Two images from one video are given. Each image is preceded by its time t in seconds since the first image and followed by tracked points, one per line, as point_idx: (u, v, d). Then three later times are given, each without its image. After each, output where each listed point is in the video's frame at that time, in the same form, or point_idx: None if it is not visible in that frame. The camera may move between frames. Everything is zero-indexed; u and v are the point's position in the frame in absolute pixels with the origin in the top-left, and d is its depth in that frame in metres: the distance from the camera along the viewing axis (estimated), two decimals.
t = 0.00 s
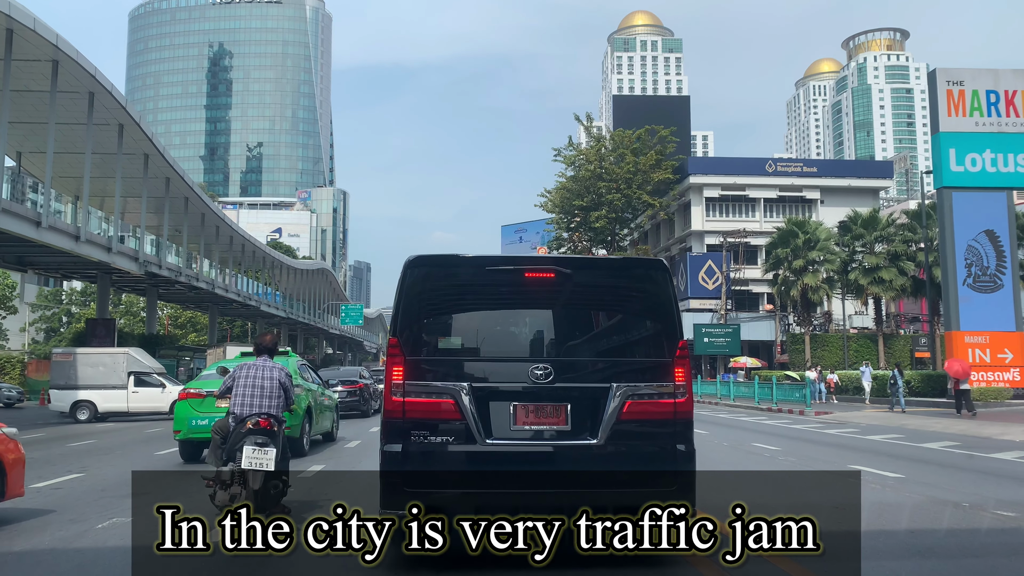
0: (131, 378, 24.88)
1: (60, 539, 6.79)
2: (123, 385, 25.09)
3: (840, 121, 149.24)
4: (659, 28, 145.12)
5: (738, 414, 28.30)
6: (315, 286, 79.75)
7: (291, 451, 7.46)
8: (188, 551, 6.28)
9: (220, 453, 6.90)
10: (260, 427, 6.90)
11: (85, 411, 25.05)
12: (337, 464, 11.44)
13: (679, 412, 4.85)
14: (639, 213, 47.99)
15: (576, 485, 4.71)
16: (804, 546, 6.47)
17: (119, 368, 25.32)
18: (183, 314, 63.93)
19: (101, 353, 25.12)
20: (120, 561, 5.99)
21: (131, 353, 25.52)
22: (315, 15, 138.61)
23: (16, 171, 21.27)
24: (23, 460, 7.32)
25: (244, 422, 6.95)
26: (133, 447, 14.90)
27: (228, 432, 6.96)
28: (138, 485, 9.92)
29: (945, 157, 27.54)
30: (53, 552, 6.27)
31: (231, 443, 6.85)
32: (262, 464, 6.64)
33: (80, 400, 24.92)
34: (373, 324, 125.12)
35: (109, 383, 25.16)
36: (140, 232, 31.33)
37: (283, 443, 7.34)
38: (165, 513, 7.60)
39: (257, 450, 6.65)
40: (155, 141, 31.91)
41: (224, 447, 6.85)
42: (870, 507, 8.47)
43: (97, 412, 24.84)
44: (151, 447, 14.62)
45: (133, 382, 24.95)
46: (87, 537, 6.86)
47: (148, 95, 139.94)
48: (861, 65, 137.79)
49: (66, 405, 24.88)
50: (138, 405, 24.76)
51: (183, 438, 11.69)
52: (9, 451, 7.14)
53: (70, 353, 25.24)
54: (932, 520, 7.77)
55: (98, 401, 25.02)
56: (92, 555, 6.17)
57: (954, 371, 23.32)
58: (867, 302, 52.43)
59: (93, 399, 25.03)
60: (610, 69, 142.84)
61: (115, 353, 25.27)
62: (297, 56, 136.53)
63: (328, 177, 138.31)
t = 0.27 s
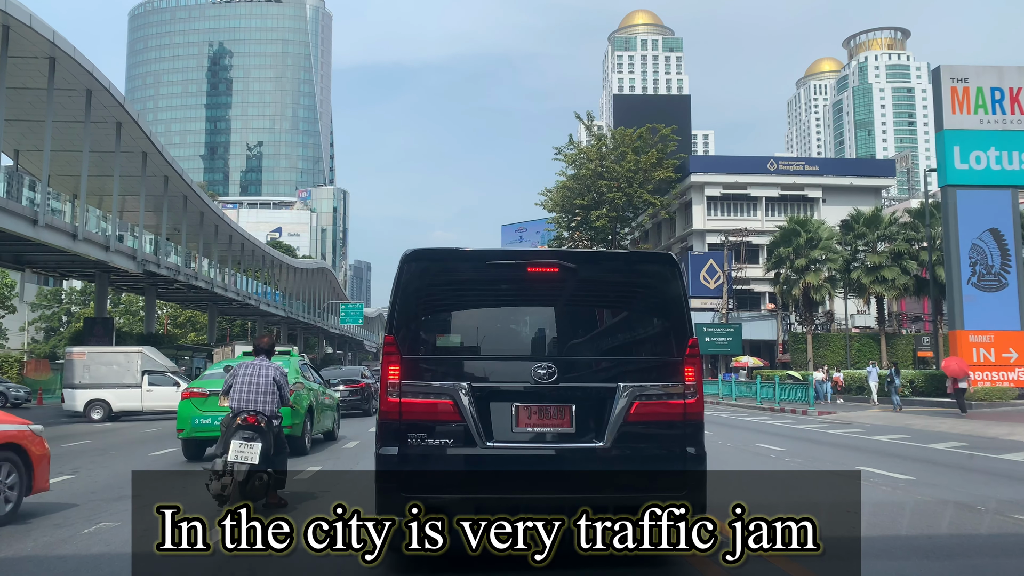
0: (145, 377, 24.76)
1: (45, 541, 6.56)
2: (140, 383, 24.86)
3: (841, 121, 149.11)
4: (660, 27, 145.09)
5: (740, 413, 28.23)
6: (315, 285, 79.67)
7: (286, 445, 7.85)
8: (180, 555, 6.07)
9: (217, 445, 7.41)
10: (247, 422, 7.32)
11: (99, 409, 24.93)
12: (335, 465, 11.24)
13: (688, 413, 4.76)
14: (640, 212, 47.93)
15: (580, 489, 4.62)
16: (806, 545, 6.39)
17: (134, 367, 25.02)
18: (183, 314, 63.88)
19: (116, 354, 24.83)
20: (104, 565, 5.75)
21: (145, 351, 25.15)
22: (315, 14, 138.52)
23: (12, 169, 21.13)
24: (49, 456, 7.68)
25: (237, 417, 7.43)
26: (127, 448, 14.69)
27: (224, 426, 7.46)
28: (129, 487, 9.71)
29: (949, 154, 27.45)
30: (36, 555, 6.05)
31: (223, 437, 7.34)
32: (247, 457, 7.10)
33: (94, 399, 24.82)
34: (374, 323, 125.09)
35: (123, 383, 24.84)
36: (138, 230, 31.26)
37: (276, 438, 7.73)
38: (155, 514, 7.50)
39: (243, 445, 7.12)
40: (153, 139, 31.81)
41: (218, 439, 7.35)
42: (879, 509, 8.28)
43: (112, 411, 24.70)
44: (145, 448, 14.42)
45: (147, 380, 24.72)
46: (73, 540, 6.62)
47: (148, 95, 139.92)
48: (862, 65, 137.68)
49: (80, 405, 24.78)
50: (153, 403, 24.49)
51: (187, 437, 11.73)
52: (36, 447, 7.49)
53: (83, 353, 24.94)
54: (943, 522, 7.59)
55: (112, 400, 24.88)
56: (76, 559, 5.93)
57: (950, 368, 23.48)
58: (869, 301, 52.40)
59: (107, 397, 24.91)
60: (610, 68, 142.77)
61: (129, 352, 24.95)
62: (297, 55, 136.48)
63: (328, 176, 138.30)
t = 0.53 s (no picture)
0: (158, 376, 24.63)
1: (30, 546, 6.36)
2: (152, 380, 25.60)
3: (842, 120, 149.10)
4: (660, 27, 145.05)
5: (743, 413, 28.15)
6: (315, 284, 79.59)
7: (294, 440, 8.49)
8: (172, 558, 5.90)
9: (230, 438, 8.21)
10: (250, 419, 8.05)
11: (113, 409, 24.77)
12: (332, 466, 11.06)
13: (698, 414, 4.70)
14: (641, 211, 47.85)
15: (582, 492, 4.55)
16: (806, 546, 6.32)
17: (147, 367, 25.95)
18: (182, 313, 63.83)
19: (127, 352, 25.92)
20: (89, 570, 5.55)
21: (157, 350, 26.10)
22: (315, 14, 138.44)
23: (9, 168, 21.02)
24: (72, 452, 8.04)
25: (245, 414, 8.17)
26: (121, 449, 14.51)
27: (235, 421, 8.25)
28: (121, 489, 9.52)
29: (953, 152, 27.41)
30: (22, 559, 5.89)
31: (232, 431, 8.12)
32: (247, 449, 7.82)
33: (108, 398, 24.70)
34: (374, 323, 124.98)
35: (137, 381, 25.73)
36: (136, 229, 31.20)
37: (284, 433, 8.39)
38: (144, 517, 7.43)
39: (244, 438, 7.86)
40: (152, 137, 31.73)
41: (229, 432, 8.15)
42: (887, 510, 8.13)
43: (125, 410, 24.53)
44: (141, 450, 14.25)
45: (161, 380, 24.63)
46: (60, 543, 6.43)
47: (147, 94, 139.68)
48: (863, 65, 137.59)
49: (93, 404, 24.62)
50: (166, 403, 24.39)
51: (190, 435, 11.98)
52: (60, 444, 7.84)
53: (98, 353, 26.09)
54: (952, 523, 7.44)
55: (125, 400, 24.74)
56: (61, 563, 5.74)
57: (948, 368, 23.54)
58: (870, 301, 52.41)
59: (120, 397, 24.79)
60: (610, 68, 142.66)
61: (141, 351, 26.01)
62: (297, 55, 136.39)
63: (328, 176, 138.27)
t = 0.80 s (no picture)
0: (172, 376, 24.82)
1: (17, 550, 6.19)
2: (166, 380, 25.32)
3: (841, 120, 149.15)
4: (660, 26, 145.08)
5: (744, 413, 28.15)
6: (314, 284, 79.56)
7: (311, 430, 9.52)
8: (163, 562, 5.76)
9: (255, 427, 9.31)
10: (268, 412, 9.06)
11: (127, 409, 24.82)
12: (331, 467, 10.93)
13: (705, 416, 4.65)
14: (641, 211, 47.83)
15: (584, 495, 4.50)
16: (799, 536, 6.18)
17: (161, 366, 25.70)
18: (182, 313, 63.82)
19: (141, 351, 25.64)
20: (74, 575, 5.37)
21: (169, 350, 25.80)
22: (315, 13, 138.45)
23: (6, 167, 20.94)
24: (90, 449, 8.30)
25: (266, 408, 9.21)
26: (120, 450, 14.48)
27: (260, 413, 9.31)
28: (114, 490, 9.37)
29: (955, 150, 27.38)
30: (14, 560, 5.84)
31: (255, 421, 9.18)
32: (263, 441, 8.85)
33: (122, 398, 24.68)
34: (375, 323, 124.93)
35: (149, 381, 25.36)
36: (135, 228, 31.14)
37: (302, 424, 9.42)
38: (139, 518, 7.37)
39: (262, 430, 8.88)
40: (151, 136, 31.69)
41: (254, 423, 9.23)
42: (897, 511, 7.99)
43: (140, 410, 24.57)
44: (136, 451, 14.11)
45: (174, 380, 24.85)
46: (48, 547, 6.26)
47: (147, 93, 139.59)
48: (863, 65, 137.69)
49: (108, 404, 24.66)
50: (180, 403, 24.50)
51: (193, 434, 12.40)
52: (82, 441, 8.18)
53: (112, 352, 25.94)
54: (963, 525, 7.30)
55: (140, 399, 24.75)
56: (48, 568, 5.57)
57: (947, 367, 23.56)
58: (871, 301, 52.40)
59: (134, 396, 24.81)
60: (611, 68, 142.68)
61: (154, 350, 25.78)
62: (298, 54, 136.43)
63: (328, 175, 138.32)
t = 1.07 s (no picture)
0: (183, 377, 23.87)
1: (7, 554, 6.14)
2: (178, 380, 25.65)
3: (842, 120, 149.08)
4: (660, 26, 145.04)
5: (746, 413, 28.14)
6: (314, 284, 79.51)
7: (331, 424, 10.61)
8: (156, 567, 5.72)
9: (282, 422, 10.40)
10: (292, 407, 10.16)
11: (138, 409, 25.47)
12: (329, 469, 10.86)
13: (711, 417, 4.61)
14: (642, 210, 47.81)
15: (585, 497, 4.46)
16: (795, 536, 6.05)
17: (170, 364, 25.86)
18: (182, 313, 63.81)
19: (152, 351, 25.50)
20: None
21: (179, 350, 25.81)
22: (315, 13, 138.41)
23: (4, 167, 20.91)
24: (105, 447, 8.70)
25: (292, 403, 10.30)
26: (118, 451, 14.47)
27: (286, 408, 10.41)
28: (109, 492, 9.33)
29: (958, 149, 27.38)
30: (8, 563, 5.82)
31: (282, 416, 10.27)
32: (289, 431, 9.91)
33: (133, 398, 25.31)
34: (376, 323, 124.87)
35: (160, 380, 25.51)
36: (134, 227, 31.09)
37: (322, 418, 10.52)
38: (133, 521, 7.35)
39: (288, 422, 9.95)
40: (149, 135, 31.65)
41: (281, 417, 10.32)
42: (901, 513, 7.91)
43: (152, 410, 25.27)
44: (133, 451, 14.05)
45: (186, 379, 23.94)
46: (38, 552, 6.21)
47: (147, 94, 139.56)
48: (863, 65, 137.61)
49: (119, 403, 25.29)
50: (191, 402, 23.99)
51: (196, 433, 12.80)
52: (97, 439, 8.56)
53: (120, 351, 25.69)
54: (969, 527, 7.22)
55: (151, 399, 25.53)
56: (36, 573, 5.53)
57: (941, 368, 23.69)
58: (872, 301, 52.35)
59: (146, 396, 25.53)
60: (611, 68, 142.60)
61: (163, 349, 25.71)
62: (298, 54, 136.42)
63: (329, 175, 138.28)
